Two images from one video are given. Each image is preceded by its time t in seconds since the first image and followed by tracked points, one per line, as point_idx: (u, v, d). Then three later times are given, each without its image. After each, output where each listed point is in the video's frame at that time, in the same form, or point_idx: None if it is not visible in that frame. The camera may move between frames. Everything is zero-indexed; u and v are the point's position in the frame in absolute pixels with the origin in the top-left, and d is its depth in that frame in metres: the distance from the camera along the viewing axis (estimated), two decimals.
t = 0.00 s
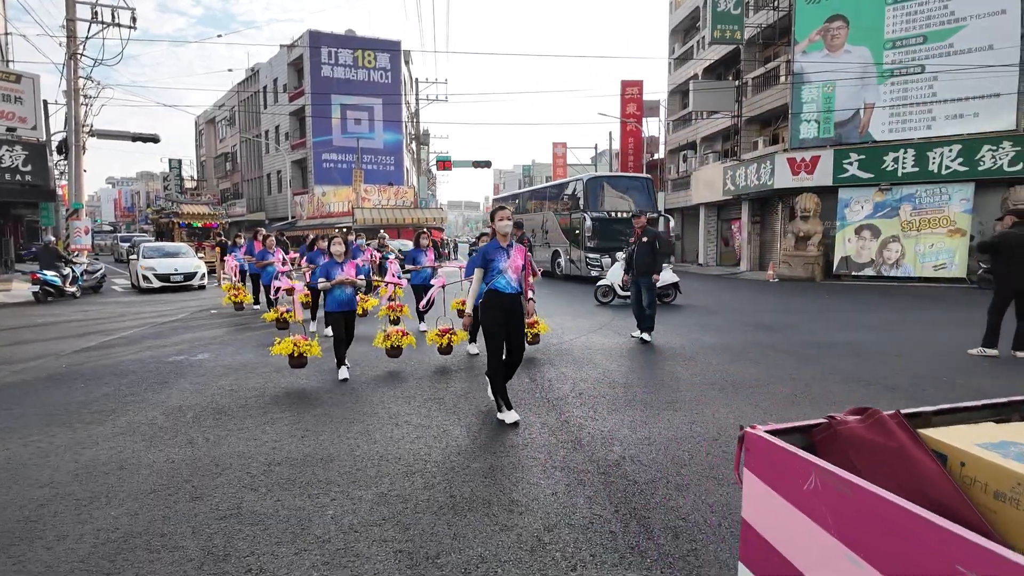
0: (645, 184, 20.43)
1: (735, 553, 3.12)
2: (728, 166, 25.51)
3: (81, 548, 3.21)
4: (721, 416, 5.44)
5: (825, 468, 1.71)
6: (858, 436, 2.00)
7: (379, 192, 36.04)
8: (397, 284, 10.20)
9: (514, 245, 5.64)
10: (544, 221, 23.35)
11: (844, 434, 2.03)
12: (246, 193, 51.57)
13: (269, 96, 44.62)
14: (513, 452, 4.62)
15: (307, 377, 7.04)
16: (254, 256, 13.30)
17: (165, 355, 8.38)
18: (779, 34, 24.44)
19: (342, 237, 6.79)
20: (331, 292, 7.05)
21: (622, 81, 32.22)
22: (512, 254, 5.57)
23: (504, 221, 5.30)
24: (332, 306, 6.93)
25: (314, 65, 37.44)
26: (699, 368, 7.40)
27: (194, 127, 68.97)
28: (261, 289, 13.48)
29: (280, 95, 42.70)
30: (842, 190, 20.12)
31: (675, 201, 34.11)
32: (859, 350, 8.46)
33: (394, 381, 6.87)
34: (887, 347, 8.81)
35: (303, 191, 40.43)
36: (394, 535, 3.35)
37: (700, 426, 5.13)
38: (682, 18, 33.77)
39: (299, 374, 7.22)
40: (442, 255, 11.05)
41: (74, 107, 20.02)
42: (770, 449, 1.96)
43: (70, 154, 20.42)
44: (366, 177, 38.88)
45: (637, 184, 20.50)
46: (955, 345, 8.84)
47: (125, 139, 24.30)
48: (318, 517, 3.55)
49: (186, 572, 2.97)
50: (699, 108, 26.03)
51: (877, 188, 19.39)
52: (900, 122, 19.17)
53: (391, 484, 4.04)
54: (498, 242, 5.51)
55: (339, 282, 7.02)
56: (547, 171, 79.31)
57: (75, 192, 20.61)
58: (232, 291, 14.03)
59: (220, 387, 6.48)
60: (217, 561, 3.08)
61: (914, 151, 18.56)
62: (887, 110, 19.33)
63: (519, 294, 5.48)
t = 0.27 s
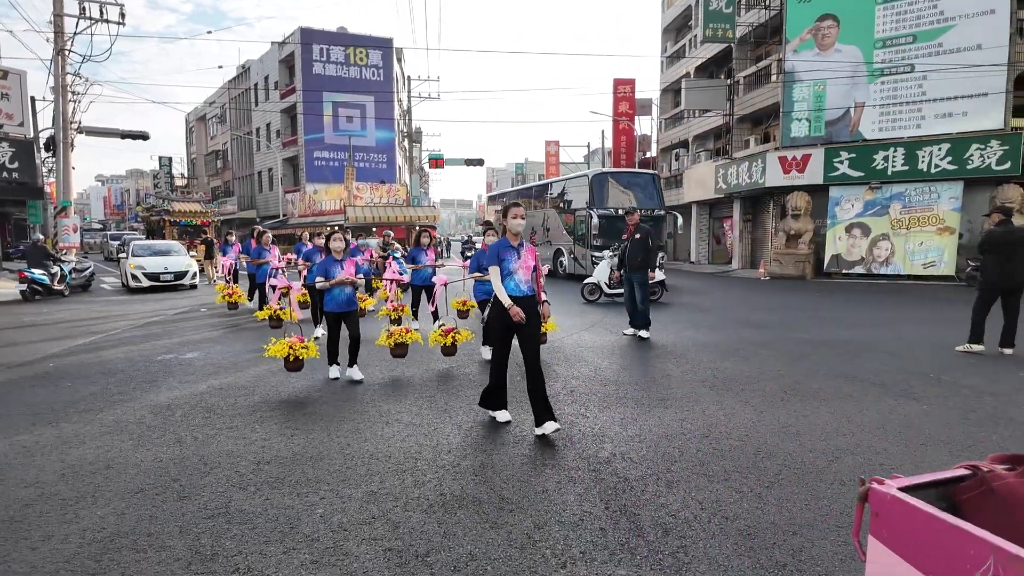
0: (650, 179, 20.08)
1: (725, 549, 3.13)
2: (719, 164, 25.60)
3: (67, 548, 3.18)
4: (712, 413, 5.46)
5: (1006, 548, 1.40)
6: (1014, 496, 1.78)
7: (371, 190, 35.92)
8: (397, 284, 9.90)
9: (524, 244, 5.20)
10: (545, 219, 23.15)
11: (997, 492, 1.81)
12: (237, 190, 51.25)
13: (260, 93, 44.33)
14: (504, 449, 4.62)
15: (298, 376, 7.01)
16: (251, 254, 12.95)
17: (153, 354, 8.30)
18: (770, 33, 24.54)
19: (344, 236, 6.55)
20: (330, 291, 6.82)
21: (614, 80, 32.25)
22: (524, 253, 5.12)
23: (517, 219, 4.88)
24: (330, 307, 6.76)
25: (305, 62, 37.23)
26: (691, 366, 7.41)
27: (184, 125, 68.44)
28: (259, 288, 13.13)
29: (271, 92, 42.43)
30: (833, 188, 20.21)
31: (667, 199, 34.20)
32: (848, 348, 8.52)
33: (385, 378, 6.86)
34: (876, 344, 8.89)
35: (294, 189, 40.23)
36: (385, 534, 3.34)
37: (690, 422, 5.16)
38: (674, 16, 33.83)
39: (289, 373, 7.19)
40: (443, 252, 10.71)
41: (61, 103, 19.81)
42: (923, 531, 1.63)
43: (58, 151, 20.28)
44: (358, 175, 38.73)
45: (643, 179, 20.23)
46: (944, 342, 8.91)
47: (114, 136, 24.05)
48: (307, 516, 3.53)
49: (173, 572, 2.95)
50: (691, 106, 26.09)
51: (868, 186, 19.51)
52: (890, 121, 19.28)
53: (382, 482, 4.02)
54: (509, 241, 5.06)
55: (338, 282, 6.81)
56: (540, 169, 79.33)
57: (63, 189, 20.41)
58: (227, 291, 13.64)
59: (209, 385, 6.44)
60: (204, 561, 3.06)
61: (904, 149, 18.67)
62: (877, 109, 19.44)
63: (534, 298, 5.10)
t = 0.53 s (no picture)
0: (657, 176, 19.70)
1: (713, 546, 3.15)
2: (711, 162, 25.69)
3: (53, 548, 3.16)
4: (701, 410, 5.48)
5: None
6: None
7: (363, 188, 35.81)
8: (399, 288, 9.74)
9: (543, 242, 4.85)
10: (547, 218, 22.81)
11: None
12: (228, 188, 50.94)
13: (250, 90, 44.06)
14: (494, 447, 4.63)
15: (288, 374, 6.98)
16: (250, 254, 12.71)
17: (143, 353, 8.25)
18: (761, 32, 24.62)
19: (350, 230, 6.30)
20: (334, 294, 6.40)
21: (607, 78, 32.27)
22: (543, 253, 4.77)
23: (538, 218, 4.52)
24: (333, 310, 6.35)
25: (296, 59, 36.99)
26: (681, 363, 7.45)
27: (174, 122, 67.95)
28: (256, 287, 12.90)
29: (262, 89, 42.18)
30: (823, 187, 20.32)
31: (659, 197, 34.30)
32: (836, 345, 8.60)
33: (376, 376, 6.85)
34: (863, 341, 8.97)
35: (286, 186, 40.01)
36: (375, 532, 3.34)
37: (680, 419, 5.18)
38: (666, 15, 33.90)
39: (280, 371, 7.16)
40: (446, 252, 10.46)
41: (48, 99, 19.62)
42: None
43: (44, 148, 20.12)
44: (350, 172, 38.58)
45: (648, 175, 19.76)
46: (931, 339, 8.99)
47: (103, 133, 23.85)
48: (296, 515, 3.52)
49: (161, 572, 2.94)
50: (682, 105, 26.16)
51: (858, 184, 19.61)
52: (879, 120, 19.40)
53: (372, 480, 4.02)
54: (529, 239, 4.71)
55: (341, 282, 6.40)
56: (532, 167, 79.32)
57: (50, 186, 20.25)
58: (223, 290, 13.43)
59: (198, 384, 6.41)
60: (192, 560, 3.05)
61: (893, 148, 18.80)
62: (867, 108, 19.56)
63: (553, 300, 4.79)
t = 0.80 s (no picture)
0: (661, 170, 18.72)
1: (699, 540, 3.17)
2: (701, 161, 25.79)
3: (38, 547, 3.14)
4: (689, 406, 5.52)
5: None
6: None
7: (353, 185, 35.67)
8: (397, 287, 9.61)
9: (563, 243, 4.50)
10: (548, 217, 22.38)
11: None
12: (217, 186, 50.60)
13: (240, 87, 43.77)
14: (484, 444, 4.64)
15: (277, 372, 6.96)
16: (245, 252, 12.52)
17: (131, 352, 8.18)
18: (751, 31, 24.75)
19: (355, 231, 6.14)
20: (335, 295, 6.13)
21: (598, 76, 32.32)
22: (560, 254, 4.43)
23: (546, 216, 4.22)
24: (334, 313, 6.05)
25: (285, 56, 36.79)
26: (670, 360, 7.49)
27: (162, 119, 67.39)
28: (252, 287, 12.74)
29: (252, 86, 41.91)
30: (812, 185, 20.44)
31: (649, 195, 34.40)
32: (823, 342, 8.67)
33: (366, 374, 6.84)
34: (850, 338, 9.04)
35: (275, 184, 39.79)
36: (362, 530, 3.34)
37: (668, 416, 5.21)
38: (656, 13, 33.98)
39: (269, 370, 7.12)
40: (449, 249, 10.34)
41: (34, 96, 19.42)
42: None
43: (30, 145, 19.91)
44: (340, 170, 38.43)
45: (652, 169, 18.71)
46: (917, 336, 9.08)
47: (90, 130, 23.64)
48: (285, 512, 3.52)
49: (147, 570, 2.92)
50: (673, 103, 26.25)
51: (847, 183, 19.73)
52: (868, 119, 19.56)
53: (361, 478, 4.02)
54: (541, 239, 4.41)
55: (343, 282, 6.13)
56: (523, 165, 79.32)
57: (36, 184, 20.06)
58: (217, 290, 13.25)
59: (186, 383, 6.37)
60: (178, 559, 3.03)
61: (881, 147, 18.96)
62: (855, 106, 19.71)
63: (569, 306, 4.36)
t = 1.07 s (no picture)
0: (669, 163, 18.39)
1: (685, 533, 3.20)
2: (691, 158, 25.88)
3: (22, 544, 3.12)
4: (677, 401, 5.55)
5: None
6: None
7: (344, 182, 35.50)
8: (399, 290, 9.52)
9: (585, 239, 4.12)
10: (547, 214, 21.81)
11: None
12: (206, 182, 50.22)
13: (229, 83, 43.44)
14: (474, 440, 4.64)
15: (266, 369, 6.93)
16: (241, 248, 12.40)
17: (118, 350, 8.11)
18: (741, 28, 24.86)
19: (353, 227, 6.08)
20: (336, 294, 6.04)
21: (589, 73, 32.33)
22: (583, 252, 4.05)
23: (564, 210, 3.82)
24: (334, 311, 5.91)
25: (275, 52, 36.54)
26: (659, 356, 7.53)
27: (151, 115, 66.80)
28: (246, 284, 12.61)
29: (241, 82, 41.60)
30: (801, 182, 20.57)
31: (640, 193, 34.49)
32: (810, 338, 8.74)
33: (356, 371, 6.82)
34: (837, 333, 9.13)
35: (265, 181, 39.56)
36: (350, 525, 3.34)
37: (656, 411, 5.24)
38: (647, 11, 34.02)
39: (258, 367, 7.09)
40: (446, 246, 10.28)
41: (19, 92, 19.19)
42: None
43: (15, 142, 19.68)
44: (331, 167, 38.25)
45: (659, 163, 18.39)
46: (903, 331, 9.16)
47: (76, 126, 23.39)
48: (272, 509, 3.51)
49: (133, 567, 2.91)
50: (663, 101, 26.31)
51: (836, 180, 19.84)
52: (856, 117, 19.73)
53: (349, 474, 4.01)
54: (562, 236, 4.02)
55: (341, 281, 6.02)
56: (515, 162, 79.27)
57: (21, 180, 19.84)
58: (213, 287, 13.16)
59: (174, 381, 6.33)
60: (164, 556, 3.02)
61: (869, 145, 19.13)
62: (844, 104, 19.86)
63: (593, 308, 4.03)
